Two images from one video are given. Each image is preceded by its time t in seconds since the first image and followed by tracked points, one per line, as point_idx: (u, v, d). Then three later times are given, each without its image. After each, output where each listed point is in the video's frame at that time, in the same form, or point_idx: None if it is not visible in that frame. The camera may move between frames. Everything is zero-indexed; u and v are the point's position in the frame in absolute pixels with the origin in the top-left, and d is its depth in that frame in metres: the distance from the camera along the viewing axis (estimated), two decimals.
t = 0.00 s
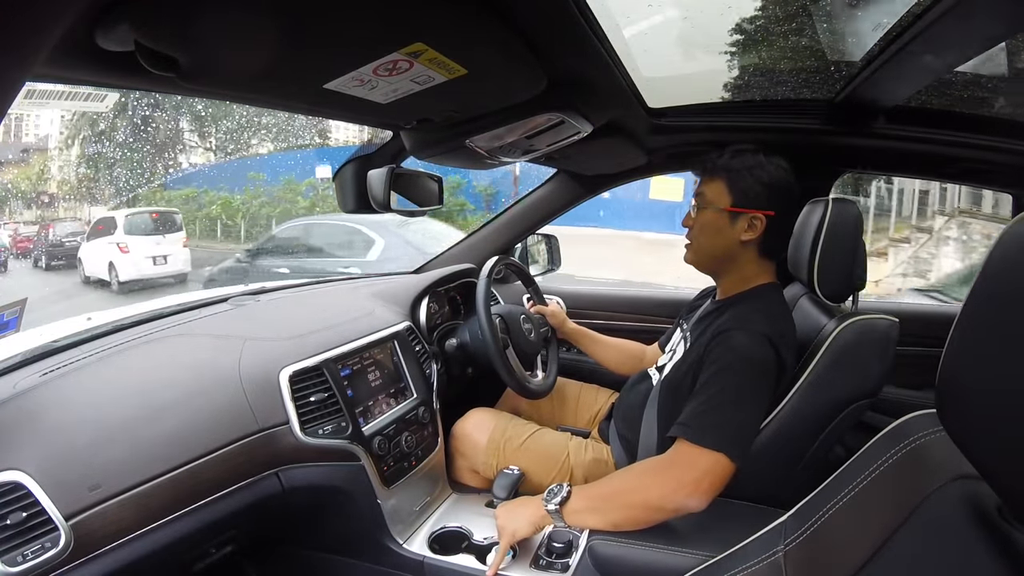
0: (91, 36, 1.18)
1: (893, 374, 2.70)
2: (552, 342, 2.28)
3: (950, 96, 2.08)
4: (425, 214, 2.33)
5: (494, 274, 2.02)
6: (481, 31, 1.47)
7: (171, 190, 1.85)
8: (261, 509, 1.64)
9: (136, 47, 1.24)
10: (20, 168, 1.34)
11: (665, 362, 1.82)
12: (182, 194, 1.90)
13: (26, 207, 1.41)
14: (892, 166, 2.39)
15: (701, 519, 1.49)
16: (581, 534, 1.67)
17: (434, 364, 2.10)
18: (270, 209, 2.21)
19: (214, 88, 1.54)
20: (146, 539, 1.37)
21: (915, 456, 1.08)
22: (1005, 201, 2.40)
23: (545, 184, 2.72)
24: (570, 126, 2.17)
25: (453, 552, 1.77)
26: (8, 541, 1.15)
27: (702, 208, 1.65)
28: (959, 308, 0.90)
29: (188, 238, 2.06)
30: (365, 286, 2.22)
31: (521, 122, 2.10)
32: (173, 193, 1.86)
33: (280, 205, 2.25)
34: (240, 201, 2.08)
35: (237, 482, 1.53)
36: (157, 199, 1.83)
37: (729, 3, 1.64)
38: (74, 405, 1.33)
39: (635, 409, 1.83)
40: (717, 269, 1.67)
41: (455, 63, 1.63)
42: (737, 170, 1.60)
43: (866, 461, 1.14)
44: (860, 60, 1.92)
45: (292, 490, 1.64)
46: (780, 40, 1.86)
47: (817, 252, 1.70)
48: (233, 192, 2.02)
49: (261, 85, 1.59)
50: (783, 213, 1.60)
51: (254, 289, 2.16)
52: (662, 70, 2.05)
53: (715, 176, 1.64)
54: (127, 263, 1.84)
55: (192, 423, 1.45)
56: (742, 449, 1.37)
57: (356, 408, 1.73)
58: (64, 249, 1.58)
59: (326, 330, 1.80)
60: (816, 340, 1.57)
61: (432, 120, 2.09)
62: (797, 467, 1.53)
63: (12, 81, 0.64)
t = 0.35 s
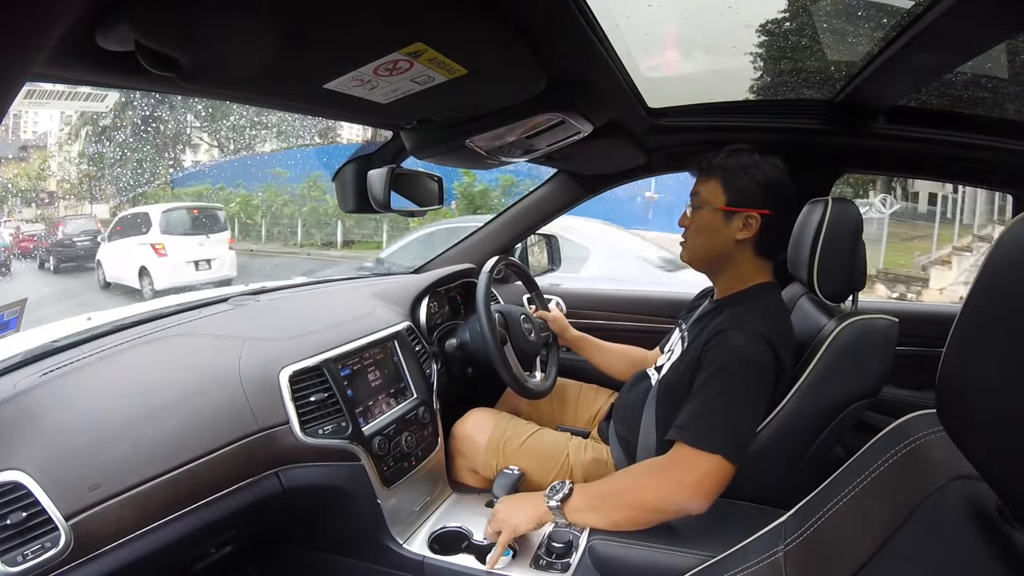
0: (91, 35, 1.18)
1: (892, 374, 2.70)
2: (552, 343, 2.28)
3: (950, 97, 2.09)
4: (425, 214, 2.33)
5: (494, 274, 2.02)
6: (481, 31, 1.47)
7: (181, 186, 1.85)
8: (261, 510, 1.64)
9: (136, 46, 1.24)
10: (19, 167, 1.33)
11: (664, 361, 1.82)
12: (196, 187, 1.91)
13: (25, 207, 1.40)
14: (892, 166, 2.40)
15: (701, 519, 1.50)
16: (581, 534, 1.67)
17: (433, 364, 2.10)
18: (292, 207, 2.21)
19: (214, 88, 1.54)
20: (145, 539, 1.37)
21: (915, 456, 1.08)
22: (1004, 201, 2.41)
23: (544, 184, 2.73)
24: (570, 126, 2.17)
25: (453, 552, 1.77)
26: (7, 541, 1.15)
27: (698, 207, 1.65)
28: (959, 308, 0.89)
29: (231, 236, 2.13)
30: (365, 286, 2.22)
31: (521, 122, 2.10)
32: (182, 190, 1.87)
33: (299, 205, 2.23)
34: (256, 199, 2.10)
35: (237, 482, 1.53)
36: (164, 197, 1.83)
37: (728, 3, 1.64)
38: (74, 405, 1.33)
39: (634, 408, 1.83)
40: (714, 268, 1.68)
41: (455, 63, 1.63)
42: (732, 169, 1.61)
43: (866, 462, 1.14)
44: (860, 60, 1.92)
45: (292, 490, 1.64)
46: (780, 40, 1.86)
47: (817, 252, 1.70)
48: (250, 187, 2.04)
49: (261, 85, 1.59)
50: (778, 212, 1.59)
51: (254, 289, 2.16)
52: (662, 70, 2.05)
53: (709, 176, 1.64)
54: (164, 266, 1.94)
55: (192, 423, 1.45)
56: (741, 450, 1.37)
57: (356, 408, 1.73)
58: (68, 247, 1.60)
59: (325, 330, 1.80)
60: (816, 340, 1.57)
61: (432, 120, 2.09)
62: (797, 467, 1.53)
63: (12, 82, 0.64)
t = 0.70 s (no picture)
0: (91, 36, 1.18)
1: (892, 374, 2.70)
2: (552, 343, 2.28)
3: (950, 96, 2.08)
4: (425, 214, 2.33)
5: (494, 273, 2.02)
6: (481, 31, 1.47)
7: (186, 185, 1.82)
8: (262, 510, 1.64)
9: (136, 46, 1.24)
10: (20, 167, 1.33)
11: (664, 361, 1.82)
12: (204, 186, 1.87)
13: (26, 207, 1.40)
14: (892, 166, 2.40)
15: (702, 518, 1.49)
16: (581, 535, 1.67)
17: (433, 364, 2.10)
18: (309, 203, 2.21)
19: (214, 88, 1.55)
20: (146, 539, 1.37)
21: (915, 456, 1.08)
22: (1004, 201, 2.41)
23: (544, 184, 2.74)
24: (570, 126, 2.17)
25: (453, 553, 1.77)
26: (8, 541, 1.15)
27: (695, 209, 1.65)
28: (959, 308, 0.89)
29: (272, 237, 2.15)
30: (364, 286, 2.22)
31: (521, 122, 2.10)
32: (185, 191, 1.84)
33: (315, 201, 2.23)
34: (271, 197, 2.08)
35: (237, 482, 1.53)
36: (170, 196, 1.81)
37: (727, 3, 1.64)
38: (74, 404, 1.33)
39: (634, 408, 1.83)
40: (713, 269, 1.67)
41: (455, 63, 1.63)
42: (728, 169, 1.60)
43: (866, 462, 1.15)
44: (860, 60, 1.91)
45: (292, 490, 1.64)
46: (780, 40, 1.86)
47: (817, 253, 1.70)
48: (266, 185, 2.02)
49: (261, 85, 1.59)
50: (774, 212, 1.59)
51: (254, 289, 2.16)
52: (662, 70, 2.06)
53: (705, 177, 1.64)
54: (211, 270, 2.01)
55: (191, 423, 1.45)
56: (741, 449, 1.37)
57: (356, 408, 1.73)
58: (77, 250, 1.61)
59: (325, 330, 1.80)
60: (816, 340, 1.57)
61: (432, 120, 2.09)
62: (797, 467, 1.53)
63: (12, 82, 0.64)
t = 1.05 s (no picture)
0: (91, 35, 1.18)
1: (892, 374, 2.70)
2: (552, 343, 2.29)
3: (950, 96, 2.08)
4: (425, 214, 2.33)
5: (495, 273, 2.02)
6: (481, 30, 1.47)
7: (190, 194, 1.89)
8: (262, 510, 1.64)
9: (136, 46, 1.24)
10: (19, 166, 1.33)
11: (664, 362, 1.82)
12: (209, 186, 1.93)
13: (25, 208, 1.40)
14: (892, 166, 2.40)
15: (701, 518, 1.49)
16: (581, 534, 1.67)
17: (433, 364, 2.10)
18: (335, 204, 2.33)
19: (215, 88, 1.55)
20: (146, 539, 1.37)
21: (915, 456, 1.08)
22: (1004, 200, 2.41)
23: (544, 184, 2.74)
24: (570, 126, 2.17)
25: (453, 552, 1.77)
26: (8, 541, 1.15)
27: (698, 206, 1.65)
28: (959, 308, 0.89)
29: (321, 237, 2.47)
30: (364, 286, 2.22)
31: (520, 123, 2.10)
32: (192, 196, 1.91)
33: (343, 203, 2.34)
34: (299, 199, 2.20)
35: (237, 482, 1.53)
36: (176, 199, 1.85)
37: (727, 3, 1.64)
38: (74, 405, 1.33)
39: (634, 409, 1.83)
40: (715, 268, 1.67)
41: (455, 63, 1.63)
42: (731, 168, 1.61)
43: (866, 463, 1.15)
44: (860, 60, 1.91)
45: (292, 490, 1.64)
46: (780, 39, 1.86)
47: (817, 253, 1.70)
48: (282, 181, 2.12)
49: (261, 85, 1.59)
50: (774, 211, 1.59)
51: (254, 289, 2.16)
52: (662, 71, 2.06)
53: (709, 176, 1.64)
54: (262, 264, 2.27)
55: (191, 423, 1.45)
56: (742, 450, 1.37)
57: (356, 408, 1.73)
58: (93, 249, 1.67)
59: (325, 330, 1.80)
60: (816, 340, 1.57)
61: (432, 120, 2.09)
62: (797, 467, 1.53)
63: (13, 82, 0.64)
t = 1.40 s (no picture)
0: (91, 35, 1.18)
1: (893, 374, 2.70)
2: (551, 342, 2.29)
3: (950, 96, 2.08)
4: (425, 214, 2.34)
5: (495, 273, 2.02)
6: (481, 30, 1.47)
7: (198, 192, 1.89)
8: (262, 510, 1.64)
9: (136, 46, 1.24)
10: (18, 165, 1.33)
11: (664, 362, 1.82)
12: (219, 183, 1.92)
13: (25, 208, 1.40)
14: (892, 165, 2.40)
15: (701, 517, 1.49)
16: (581, 534, 1.67)
17: (433, 364, 2.10)
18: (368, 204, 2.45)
19: (216, 88, 1.55)
20: (146, 539, 1.37)
21: (915, 456, 1.08)
22: (1004, 200, 2.41)
23: (545, 184, 2.74)
24: (570, 126, 2.17)
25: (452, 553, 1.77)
26: (8, 541, 1.15)
27: (700, 208, 1.65)
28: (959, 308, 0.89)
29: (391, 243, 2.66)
30: (364, 286, 2.22)
31: (521, 123, 2.10)
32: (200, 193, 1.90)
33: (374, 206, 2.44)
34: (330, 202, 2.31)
35: (237, 482, 1.53)
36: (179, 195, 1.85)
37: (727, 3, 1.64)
38: (74, 405, 1.33)
39: (633, 409, 1.83)
40: (716, 268, 1.67)
41: (456, 63, 1.63)
42: (734, 169, 1.61)
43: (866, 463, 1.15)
44: (860, 60, 1.91)
45: (292, 490, 1.64)
46: (780, 38, 1.86)
47: (817, 253, 1.70)
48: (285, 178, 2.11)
49: (262, 85, 1.59)
50: (775, 212, 1.59)
51: (254, 289, 2.16)
52: (662, 71, 2.05)
53: (712, 176, 1.64)
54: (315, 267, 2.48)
55: (191, 423, 1.45)
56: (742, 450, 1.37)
57: (356, 408, 1.73)
58: (110, 248, 1.72)
59: (325, 330, 1.80)
60: (816, 340, 1.57)
61: (432, 120, 2.09)
62: (797, 467, 1.53)
63: (13, 83, 0.64)
